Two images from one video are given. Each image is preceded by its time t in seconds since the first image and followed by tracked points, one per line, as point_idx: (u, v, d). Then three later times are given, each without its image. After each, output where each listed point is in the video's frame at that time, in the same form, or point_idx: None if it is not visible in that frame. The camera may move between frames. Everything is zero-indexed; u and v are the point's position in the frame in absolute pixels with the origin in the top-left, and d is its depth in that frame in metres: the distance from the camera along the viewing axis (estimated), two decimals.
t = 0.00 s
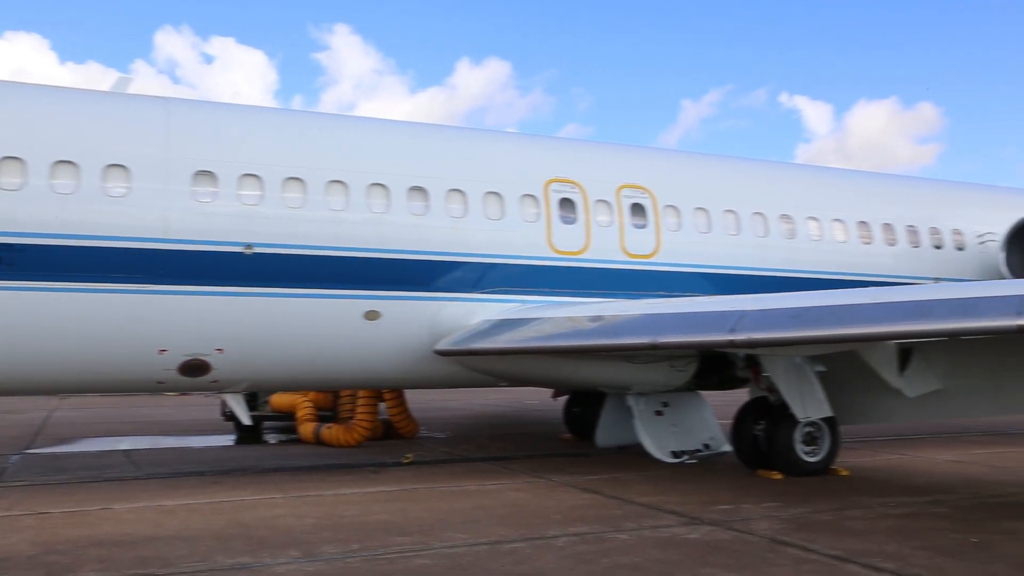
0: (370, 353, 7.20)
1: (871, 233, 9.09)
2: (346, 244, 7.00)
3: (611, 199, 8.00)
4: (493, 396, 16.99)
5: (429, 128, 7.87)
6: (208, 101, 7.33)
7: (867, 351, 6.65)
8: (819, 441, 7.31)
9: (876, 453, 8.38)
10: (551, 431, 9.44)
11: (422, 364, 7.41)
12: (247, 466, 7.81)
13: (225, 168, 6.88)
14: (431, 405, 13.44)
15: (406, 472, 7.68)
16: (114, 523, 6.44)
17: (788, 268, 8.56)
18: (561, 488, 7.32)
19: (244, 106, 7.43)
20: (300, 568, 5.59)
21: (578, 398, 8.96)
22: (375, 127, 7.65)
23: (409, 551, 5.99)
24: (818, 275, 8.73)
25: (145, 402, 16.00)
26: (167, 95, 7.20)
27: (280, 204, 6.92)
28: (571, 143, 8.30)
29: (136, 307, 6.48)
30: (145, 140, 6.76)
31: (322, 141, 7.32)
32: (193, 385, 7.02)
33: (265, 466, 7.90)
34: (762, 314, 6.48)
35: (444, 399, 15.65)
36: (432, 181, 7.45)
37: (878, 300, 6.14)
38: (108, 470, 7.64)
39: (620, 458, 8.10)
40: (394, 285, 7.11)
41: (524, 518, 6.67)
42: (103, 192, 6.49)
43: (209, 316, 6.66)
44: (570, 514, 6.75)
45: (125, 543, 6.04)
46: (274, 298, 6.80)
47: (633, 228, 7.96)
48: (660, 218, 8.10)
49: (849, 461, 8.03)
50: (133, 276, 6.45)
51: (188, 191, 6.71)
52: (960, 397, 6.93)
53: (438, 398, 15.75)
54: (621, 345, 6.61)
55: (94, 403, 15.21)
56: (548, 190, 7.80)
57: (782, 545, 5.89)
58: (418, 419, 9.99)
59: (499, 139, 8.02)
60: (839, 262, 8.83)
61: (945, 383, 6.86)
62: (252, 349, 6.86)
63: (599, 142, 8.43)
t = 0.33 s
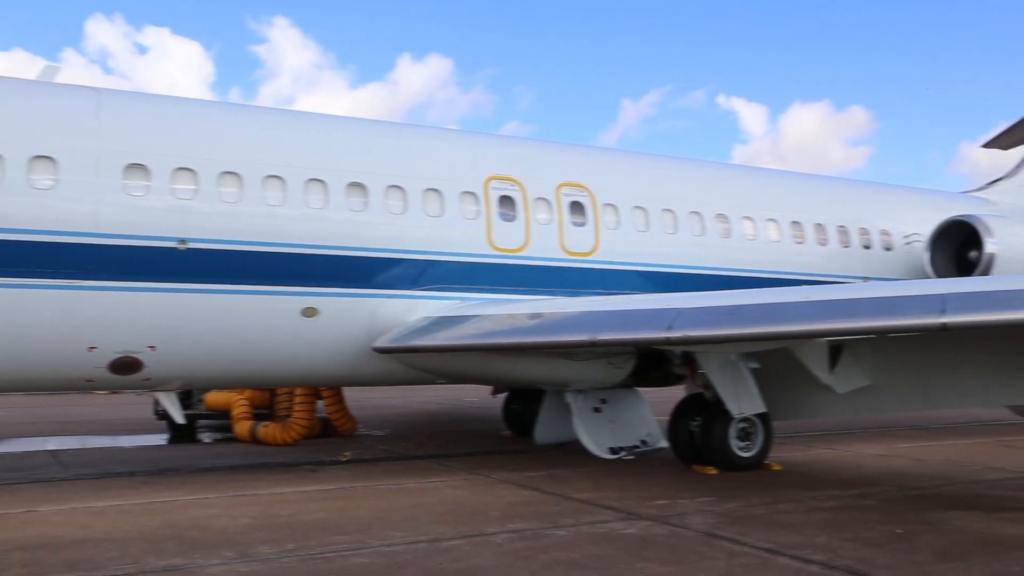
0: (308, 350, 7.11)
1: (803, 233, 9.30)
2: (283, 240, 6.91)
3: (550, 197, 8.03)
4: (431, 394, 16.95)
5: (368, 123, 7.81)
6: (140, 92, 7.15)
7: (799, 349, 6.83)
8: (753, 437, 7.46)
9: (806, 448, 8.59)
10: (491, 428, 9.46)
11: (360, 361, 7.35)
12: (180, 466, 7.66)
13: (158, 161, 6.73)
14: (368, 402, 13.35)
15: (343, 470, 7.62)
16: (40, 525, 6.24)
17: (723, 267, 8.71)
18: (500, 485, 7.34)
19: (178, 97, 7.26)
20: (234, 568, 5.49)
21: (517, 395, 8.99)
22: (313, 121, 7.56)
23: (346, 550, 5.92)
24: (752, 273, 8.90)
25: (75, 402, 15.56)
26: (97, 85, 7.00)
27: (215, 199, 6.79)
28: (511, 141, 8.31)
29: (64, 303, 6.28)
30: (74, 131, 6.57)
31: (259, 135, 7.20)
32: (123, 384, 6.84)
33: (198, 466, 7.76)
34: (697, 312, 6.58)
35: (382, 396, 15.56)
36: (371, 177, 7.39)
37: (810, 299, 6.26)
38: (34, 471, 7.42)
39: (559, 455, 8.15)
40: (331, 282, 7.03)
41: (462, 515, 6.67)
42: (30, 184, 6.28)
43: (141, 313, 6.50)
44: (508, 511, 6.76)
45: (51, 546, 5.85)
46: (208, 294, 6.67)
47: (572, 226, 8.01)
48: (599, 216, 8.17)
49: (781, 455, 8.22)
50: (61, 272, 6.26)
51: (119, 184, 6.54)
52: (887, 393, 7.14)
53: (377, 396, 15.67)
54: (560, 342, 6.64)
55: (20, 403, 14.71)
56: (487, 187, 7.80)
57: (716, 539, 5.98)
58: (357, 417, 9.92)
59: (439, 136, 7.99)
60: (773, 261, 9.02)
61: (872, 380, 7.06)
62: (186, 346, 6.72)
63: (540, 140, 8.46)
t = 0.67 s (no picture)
0: (251, 348, 7.03)
1: (747, 232, 9.45)
2: (226, 236, 6.82)
3: (497, 195, 8.05)
4: (377, 392, 16.87)
5: (314, 119, 7.73)
6: (79, 84, 6.98)
7: (740, 346, 6.90)
8: (697, 433, 7.56)
9: (748, 444, 8.73)
10: (437, 426, 9.45)
11: (304, 359, 7.29)
12: (119, 467, 7.51)
13: (96, 155, 6.59)
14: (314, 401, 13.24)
15: (288, 469, 7.54)
16: None
17: (669, 265, 8.80)
18: (446, 483, 7.33)
19: (118, 90, 7.11)
20: (175, 569, 5.37)
21: (464, 393, 8.99)
22: (258, 116, 7.46)
23: (290, 549, 5.83)
24: (696, 271, 9.01)
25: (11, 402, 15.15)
26: (33, 76, 6.82)
27: (155, 193, 6.67)
28: (458, 139, 8.30)
29: None
30: (9, 123, 6.39)
31: (201, 129, 7.09)
32: (60, 382, 6.68)
33: (138, 466, 7.62)
34: (641, 310, 6.63)
35: (323, 394, 15.45)
36: (316, 173, 7.32)
37: (753, 296, 6.34)
38: None
39: (506, 453, 8.17)
40: (276, 279, 6.95)
41: (408, 513, 6.64)
42: None
43: (79, 310, 6.36)
44: (454, 509, 6.75)
45: None
46: (149, 290, 6.54)
47: (519, 224, 8.03)
48: (546, 214, 8.21)
49: (723, 452, 8.34)
50: None
51: (56, 178, 6.39)
52: (827, 389, 7.27)
53: (322, 394, 15.53)
54: (507, 339, 6.64)
55: None
56: (434, 185, 7.78)
57: (660, 535, 6.04)
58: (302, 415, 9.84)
59: (386, 132, 7.95)
60: (717, 260, 9.14)
61: (813, 376, 7.16)
62: (125, 344, 6.59)
63: (488, 137, 8.46)
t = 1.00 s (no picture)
0: (200, 345, 6.93)
1: (698, 231, 9.56)
2: (175, 232, 6.71)
3: (452, 192, 8.04)
4: (330, 390, 16.74)
5: (266, 114, 7.65)
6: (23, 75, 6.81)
7: (692, 344, 7.00)
8: (649, 430, 7.64)
9: (699, 440, 8.84)
10: (391, 425, 9.41)
11: (255, 357, 7.21)
12: (64, 467, 7.36)
13: (41, 148, 6.44)
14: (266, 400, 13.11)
15: (239, 468, 7.45)
16: None
17: (622, 264, 8.88)
18: (400, 482, 7.30)
19: (64, 82, 6.95)
20: (122, 571, 5.27)
21: (417, 391, 8.98)
22: (208, 111, 7.35)
23: (241, 549, 5.76)
24: (649, 270, 9.09)
25: None
26: None
27: (102, 188, 6.54)
28: (413, 136, 8.27)
29: None
30: None
31: (150, 123, 6.97)
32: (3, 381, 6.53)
33: (85, 466, 7.47)
34: (594, 308, 6.67)
35: (276, 393, 15.27)
36: (268, 169, 7.25)
37: (704, 295, 6.41)
38: None
39: (460, 450, 8.17)
40: (226, 276, 6.86)
41: (361, 512, 6.60)
42: None
43: (23, 307, 6.21)
44: (408, 507, 6.73)
45: None
46: (95, 287, 6.41)
47: (473, 222, 8.04)
48: (500, 212, 8.22)
49: (675, 448, 8.44)
50: None
51: None
52: (776, 386, 7.39)
53: (274, 392, 15.37)
54: (461, 337, 6.64)
55: None
56: (388, 182, 7.74)
57: (612, 532, 6.08)
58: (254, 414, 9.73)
59: (339, 129, 7.89)
60: (669, 259, 9.24)
61: (763, 373, 7.28)
62: (71, 342, 6.46)
63: (443, 135, 8.45)
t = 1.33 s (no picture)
0: (149, 343, 6.81)
1: (652, 230, 9.65)
2: (125, 228, 6.58)
3: (407, 190, 8.00)
4: (279, 388, 16.51)
5: (218, 108, 7.54)
6: None
7: (646, 342, 7.13)
8: (604, 428, 7.69)
9: (652, 438, 8.92)
10: (344, 424, 9.34)
11: (206, 355, 7.11)
12: (8, 468, 7.19)
13: None
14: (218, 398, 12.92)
15: (189, 468, 7.34)
16: None
17: (577, 263, 8.93)
18: (353, 481, 7.25)
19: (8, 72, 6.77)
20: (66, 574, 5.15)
21: (370, 389, 8.93)
22: (159, 104, 7.22)
23: (190, 550, 5.67)
24: (603, 268, 9.15)
25: None
26: None
27: (48, 182, 6.38)
28: (368, 133, 8.22)
29: None
30: None
31: (98, 116, 6.82)
32: None
33: (29, 467, 7.30)
34: (548, 306, 6.69)
35: (228, 391, 15.06)
36: (220, 165, 7.15)
37: (657, 294, 6.46)
38: None
39: (414, 449, 8.14)
40: (177, 273, 6.75)
41: (314, 511, 6.54)
42: None
43: None
44: (361, 506, 6.69)
45: None
46: (40, 284, 6.26)
47: (429, 219, 8.02)
48: (455, 210, 8.21)
49: (628, 446, 8.51)
50: None
51: None
52: (727, 384, 7.51)
53: (226, 390, 15.17)
54: (416, 335, 6.61)
55: None
56: (343, 178, 7.69)
57: (566, 529, 6.11)
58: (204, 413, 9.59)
59: (293, 124, 7.81)
60: (624, 258, 9.30)
61: (717, 372, 7.41)
62: (14, 340, 6.29)
63: (398, 132, 8.41)
